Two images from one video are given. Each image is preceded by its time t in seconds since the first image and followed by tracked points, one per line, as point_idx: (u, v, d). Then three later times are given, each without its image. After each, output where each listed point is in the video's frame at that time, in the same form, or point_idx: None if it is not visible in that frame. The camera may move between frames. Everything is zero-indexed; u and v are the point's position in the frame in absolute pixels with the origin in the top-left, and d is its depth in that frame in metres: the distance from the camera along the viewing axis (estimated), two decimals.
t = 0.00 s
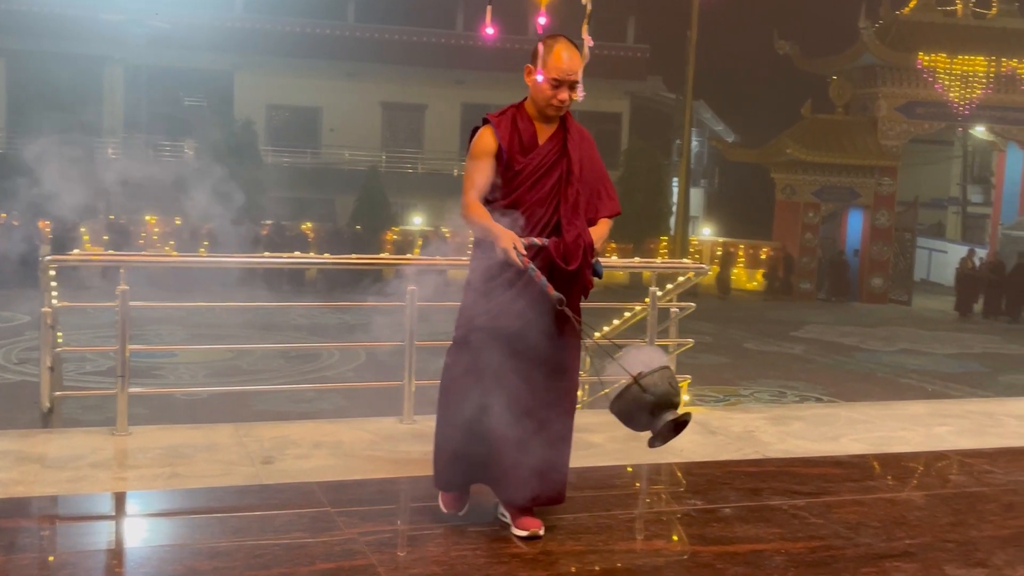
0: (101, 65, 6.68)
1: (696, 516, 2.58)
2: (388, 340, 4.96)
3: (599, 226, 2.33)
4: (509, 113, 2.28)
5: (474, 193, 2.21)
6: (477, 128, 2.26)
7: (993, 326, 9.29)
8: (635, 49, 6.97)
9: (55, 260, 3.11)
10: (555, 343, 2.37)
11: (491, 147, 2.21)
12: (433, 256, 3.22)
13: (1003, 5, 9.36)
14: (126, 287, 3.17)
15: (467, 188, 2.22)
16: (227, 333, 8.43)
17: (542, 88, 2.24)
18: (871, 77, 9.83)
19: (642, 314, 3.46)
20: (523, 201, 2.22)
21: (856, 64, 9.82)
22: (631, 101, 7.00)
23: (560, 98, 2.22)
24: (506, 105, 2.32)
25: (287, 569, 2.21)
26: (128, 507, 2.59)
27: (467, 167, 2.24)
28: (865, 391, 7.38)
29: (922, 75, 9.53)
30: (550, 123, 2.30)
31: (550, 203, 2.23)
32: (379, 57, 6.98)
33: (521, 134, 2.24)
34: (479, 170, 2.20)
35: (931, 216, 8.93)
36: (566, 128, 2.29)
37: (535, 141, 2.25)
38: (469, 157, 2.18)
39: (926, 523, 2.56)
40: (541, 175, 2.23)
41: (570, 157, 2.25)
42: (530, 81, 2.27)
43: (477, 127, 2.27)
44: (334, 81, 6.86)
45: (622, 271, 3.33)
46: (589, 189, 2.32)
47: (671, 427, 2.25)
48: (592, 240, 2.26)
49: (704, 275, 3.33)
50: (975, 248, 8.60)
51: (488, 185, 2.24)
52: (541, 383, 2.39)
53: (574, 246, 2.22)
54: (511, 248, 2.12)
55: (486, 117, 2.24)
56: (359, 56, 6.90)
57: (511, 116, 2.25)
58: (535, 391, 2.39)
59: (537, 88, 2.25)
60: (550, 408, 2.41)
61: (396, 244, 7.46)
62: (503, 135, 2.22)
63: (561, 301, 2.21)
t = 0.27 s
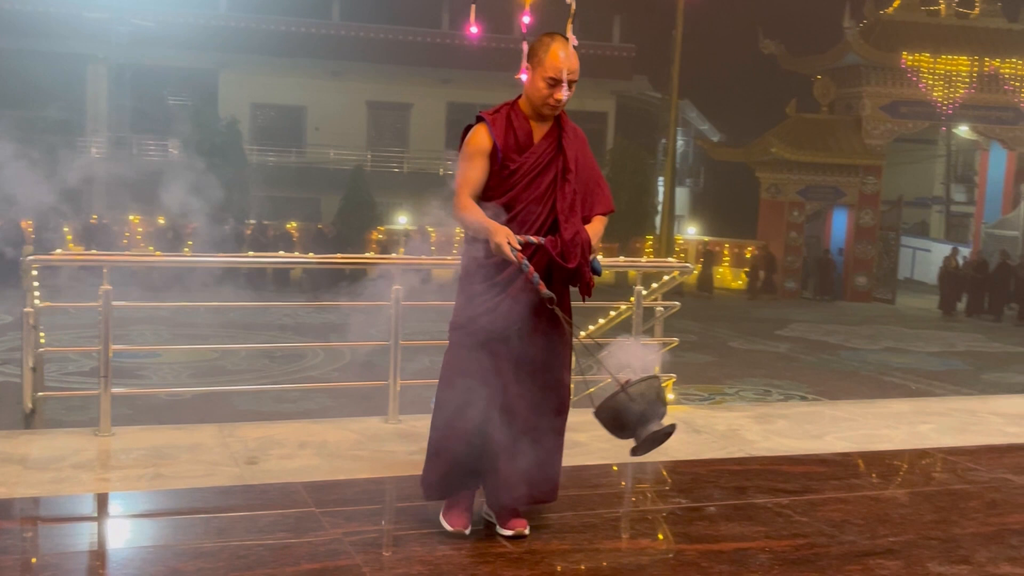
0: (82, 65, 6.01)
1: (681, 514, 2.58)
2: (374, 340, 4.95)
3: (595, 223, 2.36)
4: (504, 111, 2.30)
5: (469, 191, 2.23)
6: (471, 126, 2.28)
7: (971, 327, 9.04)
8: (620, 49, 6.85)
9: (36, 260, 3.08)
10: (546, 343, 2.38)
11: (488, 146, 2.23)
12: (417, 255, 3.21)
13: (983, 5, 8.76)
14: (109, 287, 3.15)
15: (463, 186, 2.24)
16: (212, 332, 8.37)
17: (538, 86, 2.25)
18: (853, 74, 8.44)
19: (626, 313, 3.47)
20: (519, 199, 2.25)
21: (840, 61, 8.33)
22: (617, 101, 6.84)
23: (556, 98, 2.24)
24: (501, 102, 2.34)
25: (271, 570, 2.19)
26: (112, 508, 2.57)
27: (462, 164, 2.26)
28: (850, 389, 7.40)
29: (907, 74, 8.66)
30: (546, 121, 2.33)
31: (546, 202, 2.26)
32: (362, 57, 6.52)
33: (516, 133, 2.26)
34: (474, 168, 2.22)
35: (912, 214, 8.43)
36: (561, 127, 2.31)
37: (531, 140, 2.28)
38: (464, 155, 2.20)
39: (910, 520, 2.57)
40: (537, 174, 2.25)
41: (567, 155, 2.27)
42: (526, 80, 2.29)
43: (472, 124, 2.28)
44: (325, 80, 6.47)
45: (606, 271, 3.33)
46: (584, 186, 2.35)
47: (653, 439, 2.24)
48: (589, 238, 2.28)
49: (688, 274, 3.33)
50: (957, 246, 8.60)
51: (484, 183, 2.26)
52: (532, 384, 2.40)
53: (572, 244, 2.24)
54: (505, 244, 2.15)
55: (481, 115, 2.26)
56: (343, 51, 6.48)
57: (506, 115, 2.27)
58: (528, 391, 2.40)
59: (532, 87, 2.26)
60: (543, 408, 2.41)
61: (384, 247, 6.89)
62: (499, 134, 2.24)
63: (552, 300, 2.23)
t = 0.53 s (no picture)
0: (71, 64, 6.11)
1: (672, 513, 2.58)
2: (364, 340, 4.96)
3: (592, 224, 2.29)
4: (501, 111, 2.23)
5: (465, 191, 2.16)
6: (467, 126, 2.20)
7: (964, 325, 9.01)
8: (610, 48, 6.68)
9: (26, 260, 3.07)
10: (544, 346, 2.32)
11: (485, 146, 2.15)
12: (407, 255, 3.20)
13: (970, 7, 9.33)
14: (99, 287, 3.14)
15: (458, 187, 2.16)
16: (203, 333, 8.37)
17: (535, 86, 2.18)
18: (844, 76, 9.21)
19: (617, 312, 3.48)
20: (516, 201, 2.18)
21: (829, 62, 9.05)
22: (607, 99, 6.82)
23: (554, 98, 2.16)
24: (497, 101, 2.26)
25: (260, 570, 2.19)
26: (101, 509, 2.56)
27: (457, 165, 2.18)
28: (840, 388, 7.42)
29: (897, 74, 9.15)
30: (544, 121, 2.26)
31: (543, 203, 2.19)
32: (351, 56, 6.50)
33: (514, 133, 2.19)
34: (470, 168, 2.15)
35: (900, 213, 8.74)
36: (559, 127, 2.24)
37: (528, 140, 2.21)
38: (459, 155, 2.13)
39: (899, 519, 2.57)
40: (535, 175, 2.19)
41: (565, 156, 2.21)
42: (524, 78, 2.22)
43: (468, 123, 2.21)
44: (314, 80, 6.47)
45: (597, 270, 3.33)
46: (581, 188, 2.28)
47: (638, 451, 2.21)
48: (587, 238, 2.21)
49: (679, 273, 3.34)
50: (946, 245, 8.75)
51: (480, 184, 2.19)
52: (531, 387, 2.34)
53: (570, 244, 2.17)
54: (500, 238, 2.09)
55: (477, 114, 2.19)
56: (331, 51, 6.46)
57: (503, 115, 2.20)
58: (525, 396, 2.34)
59: (530, 86, 2.19)
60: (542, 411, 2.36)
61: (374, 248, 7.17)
62: (496, 134, 2.17)
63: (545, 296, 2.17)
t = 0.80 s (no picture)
0: (62, 63, 5.99)
1: (663, 512, 2.59)
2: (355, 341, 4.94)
3: (589, 227, 2.28)
4: (499, 113, 2.22)
5: (462, 190, 2.14)
6: (465, 127, 2.18)
7: (952, 324, 9.05)
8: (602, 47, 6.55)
9: (14, 260, 3.05)
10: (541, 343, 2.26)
11: (483, 146, 2.13)
12: (398, 255, 3.19)
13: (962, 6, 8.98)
14: (88, 287, 3.12)
15: (455, 187, 2.14)
16: (194, 332, 8.32)
17: (534, 88, 2.17)
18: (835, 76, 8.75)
19: (609, 311, 3.48)
20: (514, 202, 2.15)
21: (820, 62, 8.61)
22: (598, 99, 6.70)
23: (553, 100, 2.15)
24: (495, 103, 2.25)
25: (252, 570, 2.19)
26: (92, 509, 2.55)
27: (455, 165, 2.16)
28: (831, 387, 7.42)
29: (887, 74, 8.77)
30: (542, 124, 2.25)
31: (541, 205, 2.17)
32: (347, 55, 6.43)
33: (513, 134, 2.17)
34: (468, 168, 2.13)
35: (892, 214, 8.60)
36: (557, 129, 2.23)
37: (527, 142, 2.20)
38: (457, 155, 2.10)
39: (890, 517, 2.58)
40: (533, 177, 2.17)
41: (563, 158, 2.19)
42: (522, 80, 2.21)
43: (466, 125, 2.19)
44: (305, 78, 6.40)
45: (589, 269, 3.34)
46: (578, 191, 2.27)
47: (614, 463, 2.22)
48: (584, 240, 2.19)
49: (671, 272, 3.34)
50: (937, 245, 8.61)
51: (477, 185, 2.17)
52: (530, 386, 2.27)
53: (566, 245, 2.15)
54: (496, 234, 2.07)
55: (476, 115, 2.17)
56: (324, 51, 6.41)
57: (502, 116, 2.18)
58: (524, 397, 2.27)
59: (528, 88, 2.18)
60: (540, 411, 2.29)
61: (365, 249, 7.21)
62: (494, 135, 2.15)
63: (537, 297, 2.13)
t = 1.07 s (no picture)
0: (52, 62, 6.07)
1: (655, 511, 2.59)
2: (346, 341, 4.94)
3: (586, 229, 2.20)
4: (497, 113, 2.14)
5: (459, 191, 2.07)
6: (462, 127, 2.11)
7: (942, 325, 8.92)
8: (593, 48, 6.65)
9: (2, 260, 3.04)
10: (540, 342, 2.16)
11: (481, 147, 2.06)
12: (389, 255, 3.19)
13: (953, 5, 8.65)
14: (78, 287, 3.11)
15: (453, 187, 2.08)
16: (187, 332, 8.31)
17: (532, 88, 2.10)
18: (826, 75, 8.34)
19: (601, 310, 3.48)
20: (512, 204, 2.08)
21: (811, 62, 8.26)
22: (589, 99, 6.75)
23: (552, 101, 2.08)
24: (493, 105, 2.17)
25: (245, 570, 2.18)
26: (82, 510, 2.54)
27: (452, 166, 2.09)
28: (823, 387, 7.42)
29: (877, 73, 8.42)
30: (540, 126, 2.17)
31: (540, 207, 2.09)
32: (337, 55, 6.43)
33: (511, 135, 2.09)
34: (465, 170, 2.06)
35: (882, 214, 8.24)
36: (556, 131, 2.15)
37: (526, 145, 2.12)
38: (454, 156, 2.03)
39: (881, 515, 2.59)
40: (532, 179, 2.09)
41: (562, 160, 2.12)
42: (521, 80, 2.14)
43: (464, 125, 2.11)
44: (296, 79, 6.38)
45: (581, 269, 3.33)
46: (577, 193, 2.19)
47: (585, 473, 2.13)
48: (581, 242, 2.11)
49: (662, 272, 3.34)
50: (929, 244, 8.34)
51: (475, 186, 2.09)
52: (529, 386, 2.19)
53: (563, 247, 2.07)
54: (493, 229, 2.00)
55: (473, 116, 2.09)
56: (319, 52, 6.42)
57: (500, 117, 2.11)
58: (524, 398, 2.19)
59: (527, 88, 2.11)
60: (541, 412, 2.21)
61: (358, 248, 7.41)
62: (492, 137, 2.07)
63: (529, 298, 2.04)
